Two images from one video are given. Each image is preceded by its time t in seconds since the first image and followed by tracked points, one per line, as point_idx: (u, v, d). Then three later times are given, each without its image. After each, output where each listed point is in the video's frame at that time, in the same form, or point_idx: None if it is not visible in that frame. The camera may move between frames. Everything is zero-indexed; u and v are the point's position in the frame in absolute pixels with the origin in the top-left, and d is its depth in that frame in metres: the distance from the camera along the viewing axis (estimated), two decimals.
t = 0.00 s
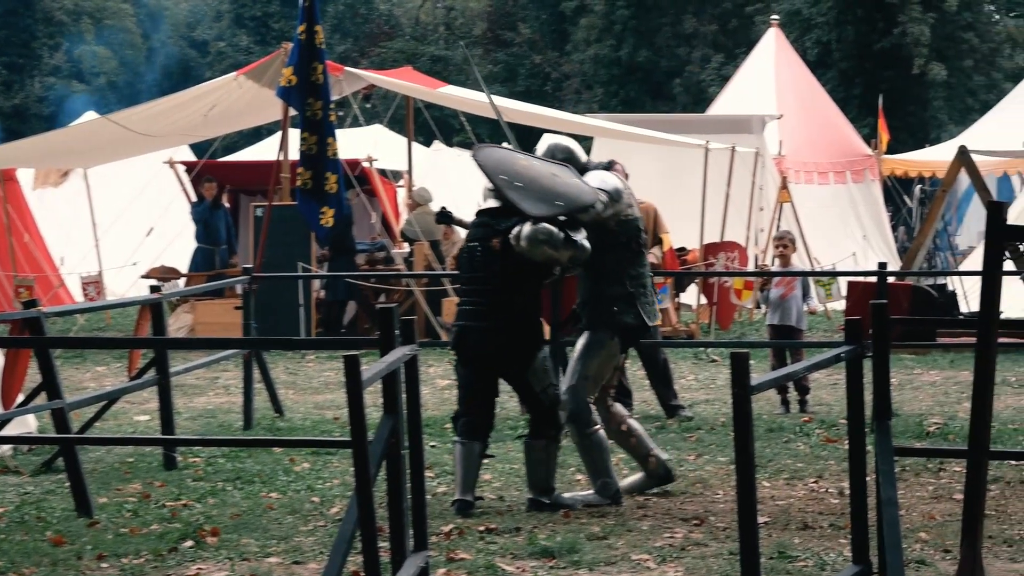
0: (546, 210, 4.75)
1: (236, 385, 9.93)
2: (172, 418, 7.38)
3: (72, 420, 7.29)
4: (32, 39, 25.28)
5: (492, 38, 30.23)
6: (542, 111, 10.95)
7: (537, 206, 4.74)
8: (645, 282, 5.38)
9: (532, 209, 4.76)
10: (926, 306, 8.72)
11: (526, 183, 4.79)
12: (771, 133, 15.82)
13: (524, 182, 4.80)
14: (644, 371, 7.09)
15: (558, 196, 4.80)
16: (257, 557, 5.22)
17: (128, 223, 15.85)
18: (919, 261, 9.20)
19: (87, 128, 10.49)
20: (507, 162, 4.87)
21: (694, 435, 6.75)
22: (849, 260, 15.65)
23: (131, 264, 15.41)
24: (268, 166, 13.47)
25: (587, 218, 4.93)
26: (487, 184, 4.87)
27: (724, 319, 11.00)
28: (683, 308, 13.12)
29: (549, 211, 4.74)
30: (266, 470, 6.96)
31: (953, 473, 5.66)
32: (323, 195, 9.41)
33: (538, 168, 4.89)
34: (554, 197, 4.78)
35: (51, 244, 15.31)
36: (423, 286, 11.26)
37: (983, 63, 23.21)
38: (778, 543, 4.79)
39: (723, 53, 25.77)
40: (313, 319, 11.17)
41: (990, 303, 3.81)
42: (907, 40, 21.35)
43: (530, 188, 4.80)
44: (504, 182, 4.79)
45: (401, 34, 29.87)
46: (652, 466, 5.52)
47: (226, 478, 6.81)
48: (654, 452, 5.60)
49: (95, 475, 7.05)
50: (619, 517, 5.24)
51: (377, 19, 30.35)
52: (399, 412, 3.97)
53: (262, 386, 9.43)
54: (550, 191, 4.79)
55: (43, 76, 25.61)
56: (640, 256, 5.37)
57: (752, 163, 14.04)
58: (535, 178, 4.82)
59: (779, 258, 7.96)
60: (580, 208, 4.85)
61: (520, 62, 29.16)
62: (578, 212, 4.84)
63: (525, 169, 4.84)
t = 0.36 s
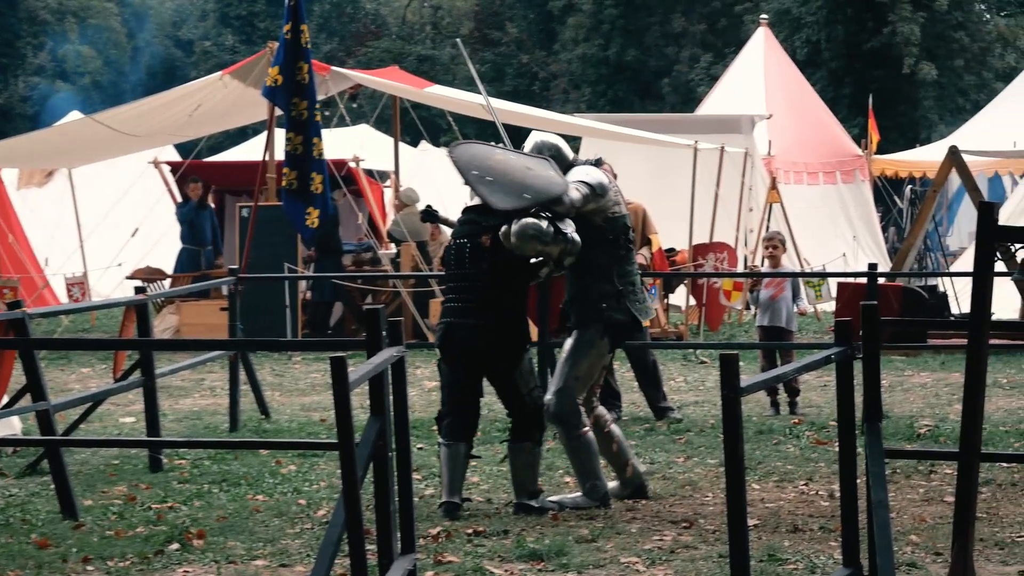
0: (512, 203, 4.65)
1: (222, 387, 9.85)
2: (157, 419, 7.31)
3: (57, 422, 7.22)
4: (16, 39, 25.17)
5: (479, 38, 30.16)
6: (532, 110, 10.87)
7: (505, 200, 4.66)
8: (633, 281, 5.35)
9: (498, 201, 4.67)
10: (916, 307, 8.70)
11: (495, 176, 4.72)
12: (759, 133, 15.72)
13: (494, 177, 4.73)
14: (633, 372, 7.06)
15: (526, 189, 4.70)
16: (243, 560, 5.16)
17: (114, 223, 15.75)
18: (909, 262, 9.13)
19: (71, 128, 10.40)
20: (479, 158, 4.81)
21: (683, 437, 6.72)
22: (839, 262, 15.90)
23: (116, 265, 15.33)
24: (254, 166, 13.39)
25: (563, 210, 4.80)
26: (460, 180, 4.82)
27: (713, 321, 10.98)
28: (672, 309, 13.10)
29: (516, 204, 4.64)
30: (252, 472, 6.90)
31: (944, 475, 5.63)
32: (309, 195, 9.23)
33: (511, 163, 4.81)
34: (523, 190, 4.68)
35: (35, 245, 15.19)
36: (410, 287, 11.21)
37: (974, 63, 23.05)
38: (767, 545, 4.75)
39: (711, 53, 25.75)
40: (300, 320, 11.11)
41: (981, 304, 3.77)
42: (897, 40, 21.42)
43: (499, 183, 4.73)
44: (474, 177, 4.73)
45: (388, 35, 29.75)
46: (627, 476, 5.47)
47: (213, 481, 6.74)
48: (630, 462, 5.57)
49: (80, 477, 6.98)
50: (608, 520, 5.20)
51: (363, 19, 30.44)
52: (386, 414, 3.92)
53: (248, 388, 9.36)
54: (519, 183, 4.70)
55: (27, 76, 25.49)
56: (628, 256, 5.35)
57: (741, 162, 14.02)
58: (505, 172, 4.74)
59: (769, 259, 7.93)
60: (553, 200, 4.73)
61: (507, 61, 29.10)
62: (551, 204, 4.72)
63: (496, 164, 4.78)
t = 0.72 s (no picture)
0: (499, 194, 4.64)
1: (213, 388, 9.79)
2: (147, 422, 7.24)
3: (47, 425, 7.16)
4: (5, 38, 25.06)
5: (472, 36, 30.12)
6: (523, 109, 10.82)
7: (492, 193, 4.64)
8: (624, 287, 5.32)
9: (484, 194, 4.65)
10: (913, 308, 8.67)
11: (480, 171, 4.72)
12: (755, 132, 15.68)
13: (480, 173, 4.73)
14: (628, 375, 7.03)
15: (512, 180, 4.69)
16: (235, 563, 5.10)
17: (104, 223, 15.67)
18: (905, 262, 9.14)
19: (58, 128, 10.33)
20: (464, 155, 4.82)
21: (678, 440, 6.67)
22: (835, 262, 15.79)
23: (106, 265, 15.26)
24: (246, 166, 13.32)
25: (549, 203, 4.78)
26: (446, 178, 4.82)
27: (707, 323, 10.95)
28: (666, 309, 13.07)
29: (503, 195, 4.63)
30: (244, 475, 6.84)
31: (941, 478, 5.61)
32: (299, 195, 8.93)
33: (497, 158, 4.82)
34: (509, 182, 4.68)
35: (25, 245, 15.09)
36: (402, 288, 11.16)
37: (970, 62, 23.00)
38: (763, 549, 4.71)
39: (706, 52, 25.71)
40: (291, 320, 11.06)
41: (979, 305, 3.72)
42: (893, 39, 21.46)
43: (485, 176, 4.73)
44: (459, 172, 4.73)
45: (378, 34, 30.16)
46: (623, 481, 5.41)
47: (204, 483, 6.68)
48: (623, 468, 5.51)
49: (70, 479, 6.92)
50: (602, 523, 5.16)
51: (355, 18, 30.63)
52: (378, 415, 3.87)
53: (239, 389, 9.30)
54: (505, 176, 4.70)
55: (16, 75, 25.37)
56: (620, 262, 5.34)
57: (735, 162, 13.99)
58: (490, 167, 4.75)
59: (764, 260, 7.89)
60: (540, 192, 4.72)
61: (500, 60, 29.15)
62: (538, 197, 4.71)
63: (481, 160, 4.79)
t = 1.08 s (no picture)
0: (502, 192, 4.61)
1: (213, 388, 9.77)
2: (146, 422, 7.22)
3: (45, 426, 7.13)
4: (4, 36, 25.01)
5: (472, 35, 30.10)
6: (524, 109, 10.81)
7: (496, 190, 4.61)
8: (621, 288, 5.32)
9: (489, 191, 4.62)
10: (915, 309, 8.63)
11: (484, 170, 4.70)
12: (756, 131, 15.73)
13: (484, 171, 4.71)
14: (628, 376, 7.00)
15: (516, 180, 4.68)
16: (234, 563, 5.09)
17: (102, 222, 15.64)
18: (907, 262, 9.13)
19: (57, 127, 10.31)
20: (470, 156, 4.81)
21: (679, 440, 6.66)
22: (836, 263, 15.79)
23: (105, 265, 15.25)
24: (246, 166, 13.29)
25: (548, 204, 4.76)
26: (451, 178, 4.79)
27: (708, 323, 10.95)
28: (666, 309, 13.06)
29: (506, 193, 4.60)
30: (243, 475, 6.82)
31: (943, 479, 5.59)
32: (297, 194, 8.81)
33: (503, 160, 4.81)
34: (512, 180, 4.66)
35: (23, 244, 15.06)
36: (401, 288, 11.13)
37: (972, 61, 22.96)
38: (764, 550, 4.69)
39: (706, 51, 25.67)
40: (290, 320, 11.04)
41: (981, 305, 3.69)
42: (895, 39, 21.30)
43: (489, 176, 4.71)
44: (464, 171, 4.71)
45: (378, 32, 30.05)
46: (623, 481, 5.39)
47: (203, 483, 6.66)
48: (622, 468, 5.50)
49: (68, 480, 6.89)
50: (603, 523, 5.14)
51: (354, 17, 30.52)
52: (377, 416, 3.85)
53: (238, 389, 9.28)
54: (509, 176, 4.68)
55: (14, 74, 25.32)
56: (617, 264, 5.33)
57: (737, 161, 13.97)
58: (494, 167, 4.74)
59: (765, 260, 7.86)
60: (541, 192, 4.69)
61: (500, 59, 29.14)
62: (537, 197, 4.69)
63: (487, 161, 4.78)
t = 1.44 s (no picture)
0: (500, 196, 4.59)
1: (212, 389, 9.74)
2: (145, 423, 7.18)
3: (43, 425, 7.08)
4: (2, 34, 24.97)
5: (473, 33, 30.13)
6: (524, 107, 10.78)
7: (493, 194, 4.59)
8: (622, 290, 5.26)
9: (487, 195, 4.59)
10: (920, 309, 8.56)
11: (485, 172, 4.67)
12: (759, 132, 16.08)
13: (484, 173, 4.68)
14: (630, 375, 6.94)
15: (514, 183, 4.63)
16: (233, 565, 5.05)
17: (101, 222, 15.59)
18: (911, 262, 9.07)
19: (55, 126, 10.27)
20: (473, 157, 4.77)
21: (682, 442, 6.62)
22: (840, 263, 15.68)
23: (104, 264, 15.21)
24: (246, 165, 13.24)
25: (548, 205, 4.71)
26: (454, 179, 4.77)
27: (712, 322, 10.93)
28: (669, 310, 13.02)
29: (504, 198, 4.58)
30: (243, 476, 6.78)
31: (948, 481, 5.55)
32: (296, 193, 8.78)
33: (506, 161, 4.77)
34: (512, 184, 4.63)
35: (21, 244, 15.01)
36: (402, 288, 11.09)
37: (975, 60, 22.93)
38: (768, 552, 4.65)
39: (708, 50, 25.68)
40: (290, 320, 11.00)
41: (987, 305, 3.64)
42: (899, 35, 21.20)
43: (490, 178, 4.68)
44: (466, 174, 4.68)
45: (379, 30, 29.98)
46: (625, 484, 5.36)
47: (202, 485, 6.62)
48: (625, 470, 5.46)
49: (67, 481, 6.84)
50: (605, 526, 5.10)
51: (354, 14, 30.12)
52: (378, 417, 3.81)
53: (238, 390, 9.24)
54: (509, 179, 4.65)
55: (12, 72, 25.28)
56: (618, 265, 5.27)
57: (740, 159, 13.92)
58: (495, 169, 4.69)
59: (769, 260, 7.83)
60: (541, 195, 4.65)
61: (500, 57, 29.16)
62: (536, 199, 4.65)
63: (490, 162, 4.74)
